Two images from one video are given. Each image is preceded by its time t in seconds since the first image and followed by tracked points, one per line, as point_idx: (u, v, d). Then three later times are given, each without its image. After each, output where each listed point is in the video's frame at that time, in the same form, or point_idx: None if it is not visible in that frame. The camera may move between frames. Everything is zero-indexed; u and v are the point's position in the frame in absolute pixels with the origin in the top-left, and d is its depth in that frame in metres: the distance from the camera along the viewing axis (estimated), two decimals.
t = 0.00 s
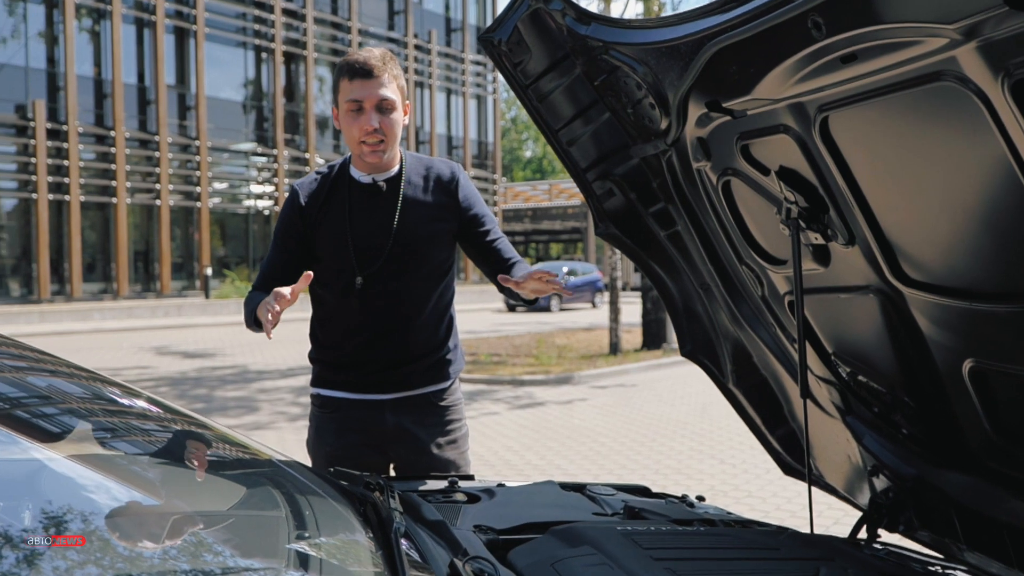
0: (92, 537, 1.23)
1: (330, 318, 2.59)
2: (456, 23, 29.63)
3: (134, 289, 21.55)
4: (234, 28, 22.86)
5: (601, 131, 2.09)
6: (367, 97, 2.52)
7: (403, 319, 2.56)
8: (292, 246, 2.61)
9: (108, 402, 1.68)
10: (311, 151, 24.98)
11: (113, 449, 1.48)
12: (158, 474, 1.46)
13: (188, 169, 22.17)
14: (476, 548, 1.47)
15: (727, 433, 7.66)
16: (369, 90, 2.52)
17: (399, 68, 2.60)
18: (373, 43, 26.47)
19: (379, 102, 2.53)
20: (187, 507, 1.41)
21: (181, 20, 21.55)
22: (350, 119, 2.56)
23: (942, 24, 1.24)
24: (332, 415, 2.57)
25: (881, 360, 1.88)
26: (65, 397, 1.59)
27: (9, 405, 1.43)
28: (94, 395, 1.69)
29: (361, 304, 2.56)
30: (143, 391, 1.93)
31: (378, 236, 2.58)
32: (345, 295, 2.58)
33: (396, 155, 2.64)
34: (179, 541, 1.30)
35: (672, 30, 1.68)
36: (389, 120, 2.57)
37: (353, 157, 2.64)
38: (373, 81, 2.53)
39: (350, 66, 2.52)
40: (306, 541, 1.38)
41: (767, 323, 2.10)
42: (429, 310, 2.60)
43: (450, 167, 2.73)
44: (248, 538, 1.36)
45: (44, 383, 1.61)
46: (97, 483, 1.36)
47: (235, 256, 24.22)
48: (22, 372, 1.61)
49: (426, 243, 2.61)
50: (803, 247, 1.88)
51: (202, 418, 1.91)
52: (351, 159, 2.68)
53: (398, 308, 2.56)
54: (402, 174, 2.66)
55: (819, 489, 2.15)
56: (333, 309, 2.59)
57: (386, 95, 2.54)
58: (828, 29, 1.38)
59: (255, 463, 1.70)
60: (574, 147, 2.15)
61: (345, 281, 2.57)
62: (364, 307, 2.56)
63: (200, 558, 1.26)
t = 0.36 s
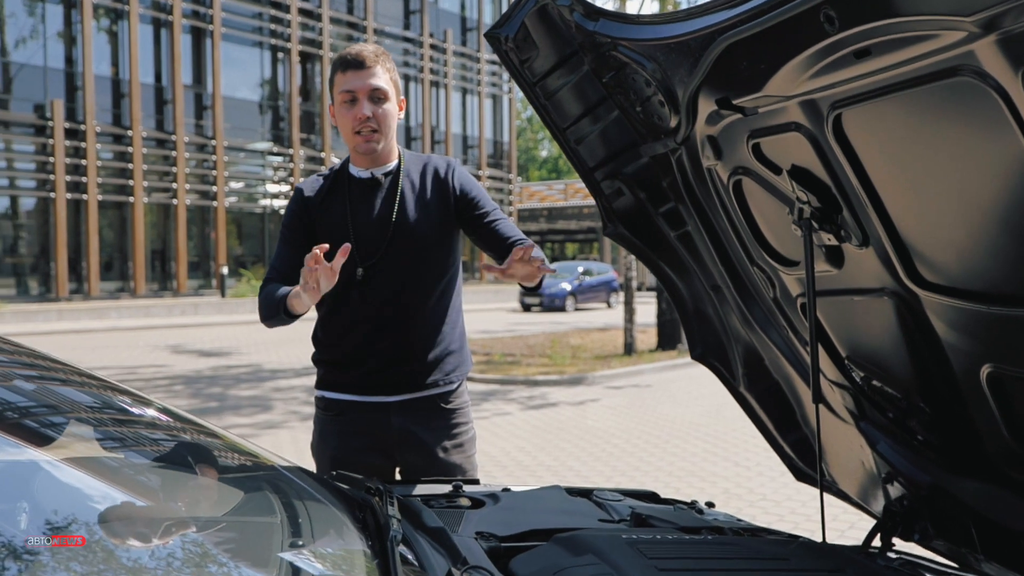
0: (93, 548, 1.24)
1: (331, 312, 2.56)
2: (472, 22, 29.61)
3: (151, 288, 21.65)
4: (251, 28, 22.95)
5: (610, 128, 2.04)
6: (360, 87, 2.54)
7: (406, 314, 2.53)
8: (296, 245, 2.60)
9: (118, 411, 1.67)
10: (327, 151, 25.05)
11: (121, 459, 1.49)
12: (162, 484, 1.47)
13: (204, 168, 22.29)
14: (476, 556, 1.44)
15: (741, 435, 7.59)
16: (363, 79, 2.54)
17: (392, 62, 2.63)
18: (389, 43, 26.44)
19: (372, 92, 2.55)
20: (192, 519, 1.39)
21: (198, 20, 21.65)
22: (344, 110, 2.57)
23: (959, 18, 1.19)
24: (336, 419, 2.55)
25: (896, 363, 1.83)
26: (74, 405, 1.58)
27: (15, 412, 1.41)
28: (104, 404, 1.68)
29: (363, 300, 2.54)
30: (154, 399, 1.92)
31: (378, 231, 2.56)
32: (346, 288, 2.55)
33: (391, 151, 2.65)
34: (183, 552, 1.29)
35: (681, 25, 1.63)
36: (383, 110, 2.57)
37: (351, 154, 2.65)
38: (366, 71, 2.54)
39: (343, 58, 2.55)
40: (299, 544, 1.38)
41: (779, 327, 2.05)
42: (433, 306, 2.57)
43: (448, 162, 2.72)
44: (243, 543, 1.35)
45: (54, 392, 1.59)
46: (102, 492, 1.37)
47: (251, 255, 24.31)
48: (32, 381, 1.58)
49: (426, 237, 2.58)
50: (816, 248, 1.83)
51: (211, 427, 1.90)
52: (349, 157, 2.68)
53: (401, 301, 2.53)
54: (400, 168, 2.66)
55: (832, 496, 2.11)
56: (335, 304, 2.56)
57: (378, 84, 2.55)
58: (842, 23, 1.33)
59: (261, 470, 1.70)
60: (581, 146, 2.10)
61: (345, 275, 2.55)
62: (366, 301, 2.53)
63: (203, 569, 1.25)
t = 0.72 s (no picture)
0: (95, 556, 1.23)
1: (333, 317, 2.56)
2: (486, 23, 29.61)
3: (166, 287, 21.76)
4: (266, 28, 23.04)
5: (618, 128, 2.00)
6: (362, 84, 2.52)
7: (407, 317, 2.52)
8: (298, 252, 2.61)
9: (127, 420, 1.66)
10: (341, 151, 25.09)
11: (127, 467, 1.48)
12: (164, 490, 1.46)
13: (219, 168, 22.39)
14: (477, 566, 1.42)
15: (754, 437, 7.53)
16: (364, 76, 2.52)
17: (394, 59, 2.60)
18: (404, 44, 26.39)
19: (373, 89, 2.52)
20: (194, 528, 1.38)
21: (213, 21, 21.74)
22: (345, 107, 2.54)
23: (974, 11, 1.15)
24: (339, 421, 2.53)
25: (909, 369, 1.79)
26: (82, 413, 1.57)
27: (24, 421, 1.41)
28: (112, 413, 1.66)
29: (365, 301, 2.53)
30: (164, 405, 1.90)
31: (379, 233, 2.54)
32: (347, 293, 2.55)
33: (394, 151, 2.63)
34: (187, 560, 1.28)
35: (689, 22, 1.59)
36: (386, 106, 2.54)
37: (353, 156, 2.64)
38: (368, 68, 2.52)
39: (345, 55, 2.53)
40: (293, 551, 1.35)
41: (790, 330, 2.00)
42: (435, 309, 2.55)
43: (453, 167, 2.71)
44: (240, 550, 1.34)
45: (62, 400, 1.58)
46: (104, 499, 1.36)
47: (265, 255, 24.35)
48: (42, 389, 1.57)
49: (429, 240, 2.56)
50: (828, 248, 1.79)
51: (221, 435, 1.88)
52: (351, 158, 2.66)
53: (400, 304, 2.51)
54: (402, 168, 2.64)
55: (844, 502, 2.07)
56: (339, 309, 2.56)
57: (380, 80, 2.53)
58: (853, 18, 1.30)
59: (262, 474, 1.68)
60: (589, 146, 2.06)
61: (347, 278, 2.54)
62: (367, 304, 2.52)
63: None
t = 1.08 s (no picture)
0: (98, 562, 1.22)
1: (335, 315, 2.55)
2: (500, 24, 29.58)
3: (179, 286, 21.85)
4: (280, 28, 23.10)
5: (626, 126, 1.97)
6: (366, 81, 2.51)
7: (409, 316, 2.50)
8: (303, 251, 2.62)
9: (136, 424, 1.64)
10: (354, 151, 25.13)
11: (132, 471, 1.46)
12: (168, 493, 1.44)
13: (233, 168, 22.46)
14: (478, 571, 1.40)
15: (766, 439, 7.48)
16: (369, 73, 2.51)
17: (398, 57, 2.59)
18: (417, 43, 26.40)
19: (377, 86, 2.52)
20: (200, 531, 1.37)
21: (227, 20, 21.81)
22: (349, 106, 2.53)
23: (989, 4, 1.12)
24: (340, 423, 2.52)
25: (921, 371, 1.75)
26: (90, 419, 1.55)
27: (31, 425, 1.40)
28: (122, 417, 1.64)
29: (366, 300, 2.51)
30: (174, 409, 1.87)
31: (381, 230, 2.53)
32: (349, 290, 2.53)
33: (399, 148, 2.63)
34: (190, 568, 1.26)
35: (698, 17, 1.56)
36: (390, 105, 2.54)
37: (358, 154, 2.63)
38: (372, 65, 2.51)
39: (349, 52, 2.52)
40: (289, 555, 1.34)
41: (801, 332, 1.97)
42: (438, 308, 2.52)
43: (459, 165, 2.69)
44: (240, 555, 1.33)
45: (69, 405, 1.56)
46: (111, 502, 1.35)
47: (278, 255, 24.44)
48: (51, 395, 1.55)
49: (431, 238, 2.54)
50: (838, 250, 1.75)
51: (232, 440, 1.85)
52: (356, 157, 2.66)
53: (401, 302, 2.50)
54: (406, 166, 2.62)
55: (853, 507, 2.04)
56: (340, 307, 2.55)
57: (384, 77, 2.52)
58: (864, 12, 1.27)
59: (268, 478, 1.65)
60: (596, 144, 2.03)
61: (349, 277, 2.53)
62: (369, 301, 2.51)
63: None
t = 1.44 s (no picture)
0: (99, 563, 1.21)
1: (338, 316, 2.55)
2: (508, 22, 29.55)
3: (187, 284, 21.90)
4: (288, 26, 23.11)
5: (631, 123, 1.94)
6: (371, 79, 2.51)
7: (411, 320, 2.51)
8: (303, 247, 2.59)
9: (141, 426, 1.63)
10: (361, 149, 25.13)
11: (134, 471, 1.45)
12: (170, 493, 1.44)
13: (241, 166, 22.50)
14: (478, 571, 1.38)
15: (773, 439, 7.44)
16: (373, 72, 2.51)
17: (403, 55, 2.60)
18: (425, 42, 26.38)
19: (381, 85, 2.52)
20: (200, 533, 1.35)
21: (235, 19, 21.83)
22: (353, 103, 2.53)
23: None
24: (345, 419, 2.50)
25: (929, 373, 1.73)
26: (93, 421, 1.54)
27: (33, 427, 1.40)
28: (127, 418, 1.63)
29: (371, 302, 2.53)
30: (179, 410, 1.86)
31: (385, 231, 2.53)
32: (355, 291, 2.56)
33: (402, 147, 2.62)
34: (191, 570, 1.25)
35: (703, 12, 1.53)
36: (393, 103, 2.54)
37: (361, 152, 2.63)
38: (377, 62, 2.51)
39: (353, 48, 2.52)
40: (286, 556, 1.33)
41: (807, 332, 1.95)
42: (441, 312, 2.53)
43: (460, 163, 2.67)
44: (235, 553, 1.32)
45: (75, 406, 1.55)
46: (111, 502, 1.34)
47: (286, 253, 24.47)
48: (56, 395, 1.55)
49: (434, 241, 2.54)
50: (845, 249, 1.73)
51: (237, 441, 1.84)
52: (359, 155, 2.66)
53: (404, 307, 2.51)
54: (410, 166, 2.61)
55: (859, 509, 2.02)
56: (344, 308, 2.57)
57: (389, 77, 2.52)
58: (871, 7, 1.25)
59: (272, 478, 1.64)
60: (600, 142, 2.00)
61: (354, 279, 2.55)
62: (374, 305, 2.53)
63: None
